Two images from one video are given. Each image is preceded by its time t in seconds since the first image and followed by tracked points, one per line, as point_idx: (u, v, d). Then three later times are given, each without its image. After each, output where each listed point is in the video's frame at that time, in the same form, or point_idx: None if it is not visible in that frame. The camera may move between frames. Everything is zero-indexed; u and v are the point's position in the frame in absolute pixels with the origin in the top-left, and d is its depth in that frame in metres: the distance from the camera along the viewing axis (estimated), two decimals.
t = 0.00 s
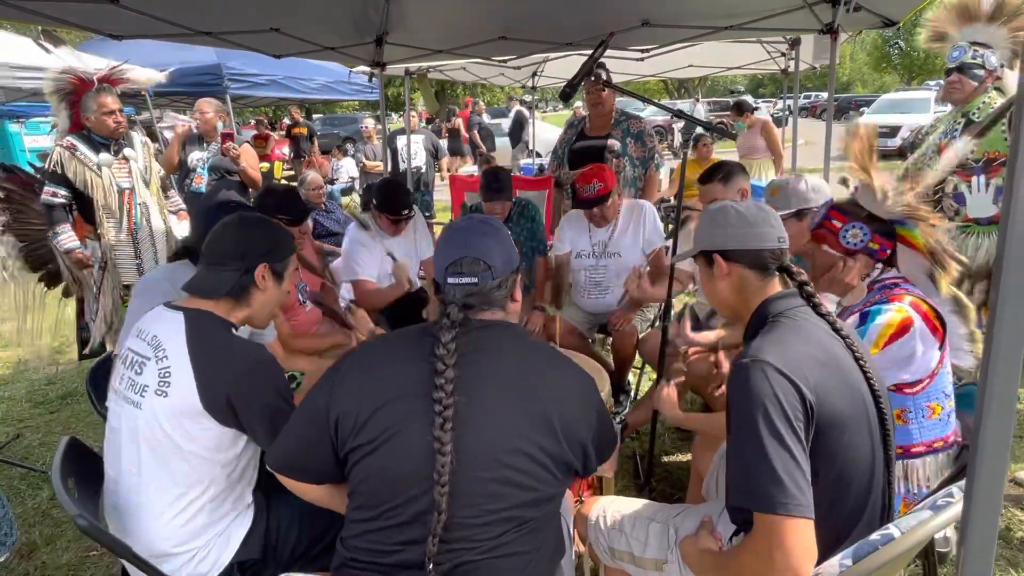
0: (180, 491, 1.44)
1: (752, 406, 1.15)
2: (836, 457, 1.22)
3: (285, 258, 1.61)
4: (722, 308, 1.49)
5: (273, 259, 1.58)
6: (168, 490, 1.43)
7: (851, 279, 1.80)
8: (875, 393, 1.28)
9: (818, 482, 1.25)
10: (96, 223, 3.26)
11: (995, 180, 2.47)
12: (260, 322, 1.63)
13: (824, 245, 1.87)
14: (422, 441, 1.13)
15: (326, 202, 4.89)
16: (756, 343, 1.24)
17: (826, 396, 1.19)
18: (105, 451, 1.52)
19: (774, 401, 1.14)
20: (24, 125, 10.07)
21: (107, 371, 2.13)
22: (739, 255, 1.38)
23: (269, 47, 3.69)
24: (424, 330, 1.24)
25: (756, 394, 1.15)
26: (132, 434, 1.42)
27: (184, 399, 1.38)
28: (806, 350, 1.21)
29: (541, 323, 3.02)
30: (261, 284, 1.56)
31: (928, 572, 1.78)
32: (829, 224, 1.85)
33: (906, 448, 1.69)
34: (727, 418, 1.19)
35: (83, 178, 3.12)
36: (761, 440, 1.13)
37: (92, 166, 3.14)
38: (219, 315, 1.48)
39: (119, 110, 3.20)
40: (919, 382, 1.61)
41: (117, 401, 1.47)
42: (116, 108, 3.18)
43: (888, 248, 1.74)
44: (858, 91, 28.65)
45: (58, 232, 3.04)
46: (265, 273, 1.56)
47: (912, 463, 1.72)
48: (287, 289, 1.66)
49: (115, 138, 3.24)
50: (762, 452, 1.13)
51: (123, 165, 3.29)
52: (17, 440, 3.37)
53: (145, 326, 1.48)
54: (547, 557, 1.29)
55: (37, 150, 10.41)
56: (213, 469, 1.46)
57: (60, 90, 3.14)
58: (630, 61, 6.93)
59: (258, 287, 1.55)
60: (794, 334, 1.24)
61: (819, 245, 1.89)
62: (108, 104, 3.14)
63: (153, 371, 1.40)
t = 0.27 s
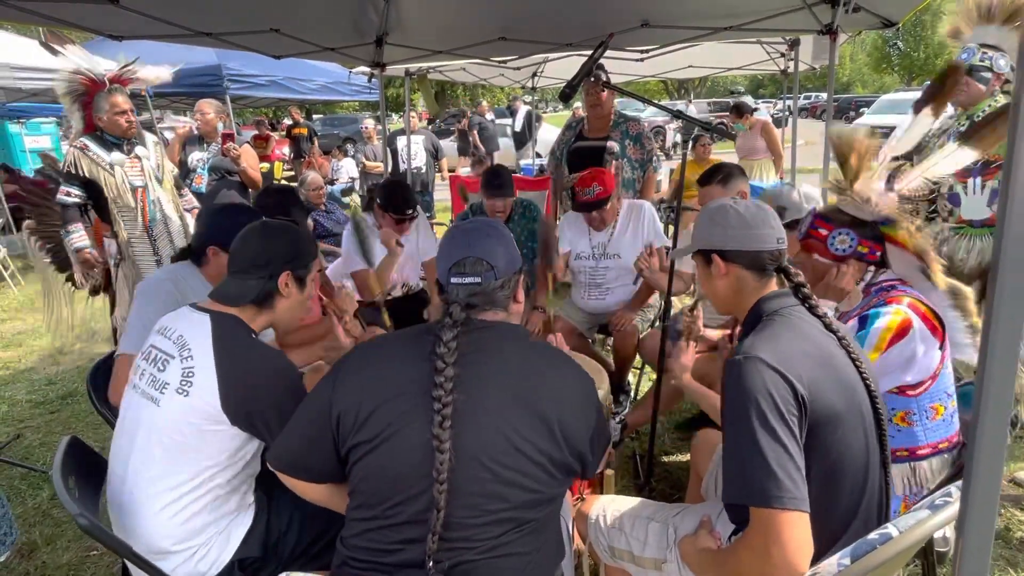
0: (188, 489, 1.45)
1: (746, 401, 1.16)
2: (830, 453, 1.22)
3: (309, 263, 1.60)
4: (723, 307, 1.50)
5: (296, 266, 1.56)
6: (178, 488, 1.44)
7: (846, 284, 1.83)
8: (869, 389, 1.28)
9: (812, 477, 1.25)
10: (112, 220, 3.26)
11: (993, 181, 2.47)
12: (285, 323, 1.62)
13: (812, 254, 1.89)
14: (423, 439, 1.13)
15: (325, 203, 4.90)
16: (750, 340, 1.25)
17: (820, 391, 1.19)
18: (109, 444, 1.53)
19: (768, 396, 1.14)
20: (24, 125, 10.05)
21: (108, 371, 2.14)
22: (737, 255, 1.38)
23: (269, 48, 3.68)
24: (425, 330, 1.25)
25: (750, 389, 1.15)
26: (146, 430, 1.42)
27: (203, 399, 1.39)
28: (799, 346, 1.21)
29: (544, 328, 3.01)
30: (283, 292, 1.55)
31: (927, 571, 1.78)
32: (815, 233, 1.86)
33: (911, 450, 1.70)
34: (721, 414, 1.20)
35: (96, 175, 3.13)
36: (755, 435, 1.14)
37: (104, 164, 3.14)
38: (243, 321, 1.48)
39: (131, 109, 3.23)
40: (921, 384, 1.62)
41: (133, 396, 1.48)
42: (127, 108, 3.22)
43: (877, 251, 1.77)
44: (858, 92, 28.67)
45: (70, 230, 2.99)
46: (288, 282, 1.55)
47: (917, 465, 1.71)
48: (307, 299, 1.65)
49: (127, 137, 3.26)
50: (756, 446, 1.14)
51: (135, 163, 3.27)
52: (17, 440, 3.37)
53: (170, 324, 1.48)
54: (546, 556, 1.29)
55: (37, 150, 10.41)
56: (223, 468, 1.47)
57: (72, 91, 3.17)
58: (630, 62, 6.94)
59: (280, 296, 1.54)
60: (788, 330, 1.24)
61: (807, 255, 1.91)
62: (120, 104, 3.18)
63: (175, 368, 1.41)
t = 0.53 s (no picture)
0: (186, 489, 1.45)
1: (738, 399, 1.16)
2: (825, 453, 1.22)
3: (306, 262, 1.60)
4: (723, 309, 1.49)
5: (295, 265, 1.57)
6: (176, 488, 1.44)
7: (850, 284, 1.85)
8: (866, 390, 1.28)
9: (807, 477, 1.25)
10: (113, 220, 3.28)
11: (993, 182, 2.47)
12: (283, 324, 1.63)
13: (820, 252, 1.90)
14: (422, 443, 1.13)
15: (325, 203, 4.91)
16: (745, 341, 1.25)
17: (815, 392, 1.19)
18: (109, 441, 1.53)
19: (762, 397, 1.15)
20: (24, 126, 10.05)
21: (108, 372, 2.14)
22: (742, 258, 1.38)
23: (268, 49, 3.68)
24: (427, 330, 1.25)
25: (744, 390, 1.15)
26: (145, 431, 1.42)
27: (200, 400, 1.39)
28: (794, 347, 1.21)
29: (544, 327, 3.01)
30: (281, 291, 1.56)
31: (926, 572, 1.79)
32: (824, 230, 1.86)
33: (909, 451, 1.70)
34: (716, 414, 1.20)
35: (96, 176, 3.13)
36: (748, 436, 1.14)
37: (104, 165, 3.14)
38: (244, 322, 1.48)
39: (132, 110, 3.21)
40: (921, 384, 1.62)
41: (131, 397, 1.48)
42: (128, 108, 3.19)
43: (884, 253, 1.77)
44: (858, 92, 28.69)
45: (74, 232, 3.13)
46: (286, 281, 1.56)
47: (914, 465, 1.72)
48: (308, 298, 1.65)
49: (128, 138, 3.23)
50: (749, 446, 1.14)
51: (136, 165, 3.24)
52: (17, 441, 3.37)
53: (169, 325, 1.48)
54: (544, 558, 1.29)
55: (37, 151, 10.42)
56: (221, 468, 1.48)
57: (74, 92, 3.15)
58: (630, 63, 6.95)
59: (279, 295, 1.56)
60: (784, 331, 1.24)
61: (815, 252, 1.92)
62: (120, 105, 3.16)
63: (173, 369, 1.41)
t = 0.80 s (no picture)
0: (187, 490, 1.45)
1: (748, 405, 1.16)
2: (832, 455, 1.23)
3: (304, 265, 1.62)
4: (721, 312, 1.51)
5: (291, 267, 1.59)
6: (177, 489, 1.45)
7: (847, 282, 1.88)
8: (869, 390, 1.29)
9: (814, 479, 1.26)
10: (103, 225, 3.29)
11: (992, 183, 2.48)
12: (276, 325, 1.65)
13: (821, 247, 1.93)
14: (422, 448, 1.14)
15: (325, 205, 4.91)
16: (753, 345, 1.25)
17: (822, 395, 1.19)
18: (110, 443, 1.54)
19: (771, 401, 1.15)
20: (24, 127, 10.05)
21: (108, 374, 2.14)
22: (731, 259, 1.40)
23: (268, 50, 3.69)
24: (430, 332, 1.25)
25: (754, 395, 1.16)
26: (143, 432, 1.42)
27: (197, 400, 1.40)
28: (802, 350, 1.22)
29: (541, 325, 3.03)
30: (278, 292, 1.57)
31: (925, 572, 1.79)
32: (826, 226, 1.89)
33: (901, 449, 1.70)
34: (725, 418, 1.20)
35: (85, 179, 3.12)
36: (759, 441, 1.14)
37: (93, 167, 3.13)
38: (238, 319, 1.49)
39: (123, 112, 3.22)
40: (916, 383, 1.62)
41: (128, 400, 1.48)
42: (119, 110, 3.21)
43: (885, 251, 1.79)
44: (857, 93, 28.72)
45: (64, 236, 3.17)
46: (282, 282, 1.57)
47: (906, 464, 1.72)
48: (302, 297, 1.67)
49: (119, 140, 3.24)
50: (758, 452, 1.14)
51: (127, 167, 3.24)
52: (16, 442, 3.37)
53: (164, 326, 1.49)
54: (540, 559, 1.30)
55: (36, 153, 10.42)
56: (220, 469, 1.48)
57: (66, 93, 3.17)
58: (629, 64, 6.96)
59: (275, 295, 1.56)
60: (790, 334, 1.24)
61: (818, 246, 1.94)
62: (111, 107, 3.18)
63: (170, 370, 1.42)
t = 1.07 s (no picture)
0: (182, 494, 1.45)
1: (741, 400, 1.17)
2: (826, 450, 1.23)
3: (295, 266, 1.62)
4: (716, 310, 1.51)
5: (283, 268, 1.59)
6: (172, 493, 1.44)
7: (844, 284, 1.85)
8: (863, 387, 1.30)
9: (810, 476, 1.26)
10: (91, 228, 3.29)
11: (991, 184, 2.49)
12: (270, 325, 1.65)
13: (814, 252, 1.90)
14: (424, 459, 1.14)
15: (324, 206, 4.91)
16: (746, 340, 1.26)
17: (816, 390, 1.20)
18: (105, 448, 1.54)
19: (764, 395, 1.16)
20: (23, 128, 10.06)
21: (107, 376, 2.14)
22: (728, 259, 1.40)
23: (268, 52, 3.69)
24: (433, 340, 1.25)
25: (747, 388, 1.16)
26: (135, 438, 1.42)
27: (188, 403, 1.40)
28: (794, 345, 1.22)
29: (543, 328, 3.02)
30: (268, 293, 1.57)
31: (923, 572, 1.79)
32: (818, 231, 1.87)
33: (902, 450, 1.71)
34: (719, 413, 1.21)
35: (75, 181, 3.12)
36: (752, 434, 1.15)
37: (83, 168, 3.12)
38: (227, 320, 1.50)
39: (112, 113, 3.20)
40: (914, 383, 1.63)
41: (119, 404, 1.48)
42: (109, 110, 3.19)
43: (877, 252, 1.78)
44: (855, 95, 28.76)
45: (51, 238, 3.12)
46: (272, 283, 1.57)
47: (907, 464, 1.73)
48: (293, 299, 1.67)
49: (109, 141, 3.22)
50: (754, 445, 1.15)
51: (117, 169, 3.24)
52: (16, 444, 3.38)
53: (152, 329, 1.48)
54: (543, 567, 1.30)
55: (35, 154, 10.42)
56: (216, 470, 1.48)
57: (55, 94, 3.17)
58: (628, 65, 6.97)
59: (265, 296, 1.57)
60: (783, 330, 1.25)
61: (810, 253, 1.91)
62: (101, 107, 3.15)
63: (160, 374, 1.41)
